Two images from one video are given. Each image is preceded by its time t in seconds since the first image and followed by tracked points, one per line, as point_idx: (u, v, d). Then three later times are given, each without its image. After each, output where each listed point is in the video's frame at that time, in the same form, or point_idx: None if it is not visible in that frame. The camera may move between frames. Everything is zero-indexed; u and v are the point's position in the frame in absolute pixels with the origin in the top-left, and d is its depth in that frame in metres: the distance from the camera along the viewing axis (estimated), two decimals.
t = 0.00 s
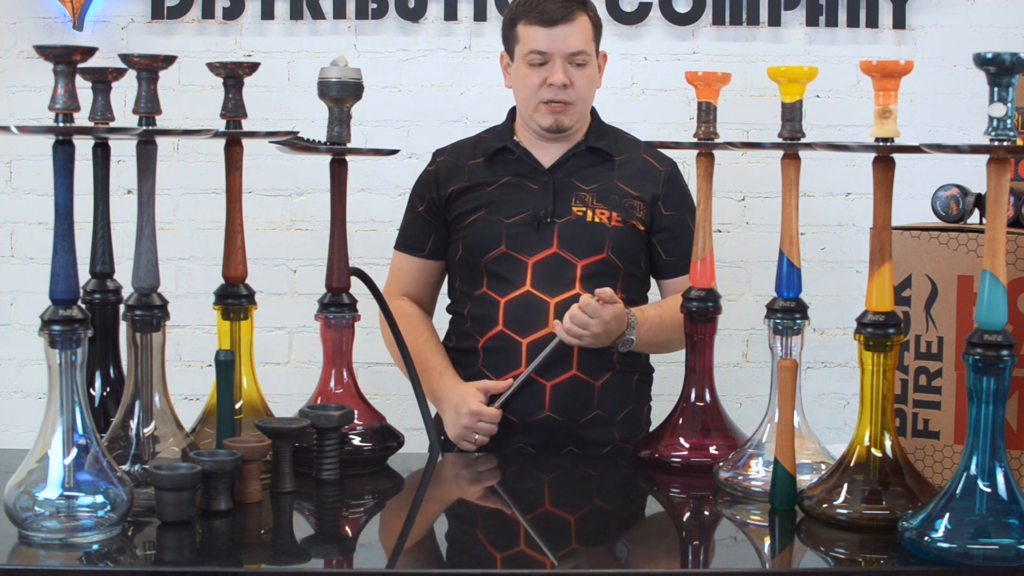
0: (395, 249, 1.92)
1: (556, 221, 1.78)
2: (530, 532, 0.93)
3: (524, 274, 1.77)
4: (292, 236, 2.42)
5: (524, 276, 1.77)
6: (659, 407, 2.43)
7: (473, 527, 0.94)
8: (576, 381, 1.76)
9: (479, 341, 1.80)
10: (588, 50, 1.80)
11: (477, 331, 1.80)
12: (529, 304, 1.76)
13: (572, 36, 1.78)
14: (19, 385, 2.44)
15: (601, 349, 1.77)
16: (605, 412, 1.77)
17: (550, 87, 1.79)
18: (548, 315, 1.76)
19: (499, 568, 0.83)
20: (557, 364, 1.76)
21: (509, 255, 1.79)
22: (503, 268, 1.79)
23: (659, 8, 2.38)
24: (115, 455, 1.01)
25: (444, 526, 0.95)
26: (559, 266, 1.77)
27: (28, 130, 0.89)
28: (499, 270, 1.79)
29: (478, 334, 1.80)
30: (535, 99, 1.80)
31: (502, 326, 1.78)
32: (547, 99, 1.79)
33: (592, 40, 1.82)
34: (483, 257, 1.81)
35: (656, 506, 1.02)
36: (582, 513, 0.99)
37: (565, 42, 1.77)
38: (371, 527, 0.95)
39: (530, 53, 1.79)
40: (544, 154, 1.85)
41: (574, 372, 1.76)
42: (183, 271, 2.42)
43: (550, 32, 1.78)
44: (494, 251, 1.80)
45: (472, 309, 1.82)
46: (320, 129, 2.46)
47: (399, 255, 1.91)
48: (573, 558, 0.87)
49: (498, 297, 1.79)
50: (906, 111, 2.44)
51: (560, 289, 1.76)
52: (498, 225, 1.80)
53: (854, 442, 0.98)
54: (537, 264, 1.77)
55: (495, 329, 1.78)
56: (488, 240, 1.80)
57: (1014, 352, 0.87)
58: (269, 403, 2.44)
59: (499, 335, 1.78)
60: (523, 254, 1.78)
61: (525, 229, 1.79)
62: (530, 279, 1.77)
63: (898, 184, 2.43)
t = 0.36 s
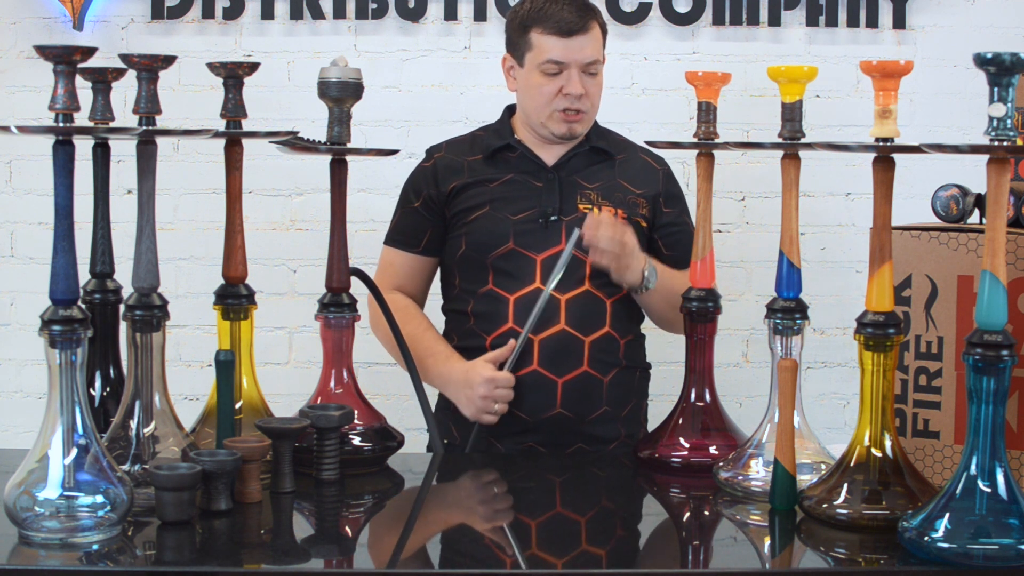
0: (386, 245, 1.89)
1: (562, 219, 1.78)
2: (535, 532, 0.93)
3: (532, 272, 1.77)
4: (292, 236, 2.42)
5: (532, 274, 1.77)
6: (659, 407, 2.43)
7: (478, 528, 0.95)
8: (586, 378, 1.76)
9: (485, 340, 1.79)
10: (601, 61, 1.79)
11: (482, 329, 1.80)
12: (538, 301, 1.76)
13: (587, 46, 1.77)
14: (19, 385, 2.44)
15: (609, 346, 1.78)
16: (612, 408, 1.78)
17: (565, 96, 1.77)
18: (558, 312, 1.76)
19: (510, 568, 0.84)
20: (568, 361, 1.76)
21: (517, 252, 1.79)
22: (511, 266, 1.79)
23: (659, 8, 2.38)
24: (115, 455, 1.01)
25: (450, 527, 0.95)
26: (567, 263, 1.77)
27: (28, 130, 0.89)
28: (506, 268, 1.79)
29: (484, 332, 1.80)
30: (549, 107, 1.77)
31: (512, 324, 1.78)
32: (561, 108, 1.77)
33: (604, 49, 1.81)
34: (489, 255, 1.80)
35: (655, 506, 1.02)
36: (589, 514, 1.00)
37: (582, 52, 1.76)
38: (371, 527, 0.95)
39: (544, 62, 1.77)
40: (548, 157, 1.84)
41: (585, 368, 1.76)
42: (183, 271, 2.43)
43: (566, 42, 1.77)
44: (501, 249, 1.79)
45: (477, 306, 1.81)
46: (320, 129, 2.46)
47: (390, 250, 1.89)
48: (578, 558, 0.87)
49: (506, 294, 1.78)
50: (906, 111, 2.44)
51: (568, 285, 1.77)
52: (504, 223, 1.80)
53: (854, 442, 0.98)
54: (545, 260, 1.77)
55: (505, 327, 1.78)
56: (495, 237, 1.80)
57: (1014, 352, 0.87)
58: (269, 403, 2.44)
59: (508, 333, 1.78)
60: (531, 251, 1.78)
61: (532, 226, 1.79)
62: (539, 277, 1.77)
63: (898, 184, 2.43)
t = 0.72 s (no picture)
0: (386, 243, 1.88)
1: (565, 220, 1.79)
2: (536, 532, 0.93)
3: (534, 273, 1.77)
4: (292, 236, 2.42)
5: (534, 275, 1.77)
6: (659, 407, 2.43)
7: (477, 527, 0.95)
8: (585, 380, 1.76)
9: (485, 340, 1.80)
10: (572, 43, 1.79)
11: (482, 330, 1.80)
12: (539, 302, 1.76)
13: (553, 31, 1.77)
14: (19, 385, 2.44)
15: (608, 348, 1.78)
16: (610, 409, 1.78)
17: (537, 84, 1.79)
18: (559, 313, 1.76)
19: (508, 568, 0.84)
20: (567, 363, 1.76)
21: (518, 253, 1.79)
22: (512, 266, 1.79)
23: (659, 8, 2.38)
24: (115, 455, 1.01)
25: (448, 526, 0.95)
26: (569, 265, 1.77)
27: (28, 130, 0.89)
28: (508, 268, 1.79)
29: (485, 333, 1.80)
30: (525, 97, 1.80)
31: (511, 325, 1.78)
32: (535, 96, 1.79)
33: (577, 33, 1.81)
34: (491, 255, 1.80)
35: (655, 506, 1.02)
36: (588, 513, 0.99)
37: (547, 38, 1.77)
38: (371, 527, 0.95)
39: (514, 52, 1.79)
40: (547, 153, 1.84)
41: (583, 371, 1.76)
42: (183, 271, 2.43)
43: (532, 30, 1.78)
44: (502, 249, 1.79)
45: (477, 306, 1.81)
46: (320, 129, 2.46)
47: (392, 248, 1.88)
48: (578, 557, 0.87)
49: (507, 295, 1.78)
50: (906, 111, 2.44)
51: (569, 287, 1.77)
52: (506, 223, 1.79)
53: (854, 442, 0.98)
54: (547, 262, 1.77)
55: (505, 328, 1.78)
56: (496, 238, 1.80)
57: (1014, 352, 0.87)
58: (269, 403, 2.44)
59: (508, 333, 1.78)
60: (533, 252, 1.78)
61: (534, 227, 1.79)
62: (541, 278, 1.77)
63: (898, 184, 2.43)
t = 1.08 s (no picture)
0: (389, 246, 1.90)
1: (556, 220, 1.78)
2: (534, 532, 0.93)
3: (524, 273, 1.77)
4: (292, 236, 2.42)
5: (524, 275, 1.77)
6: (659, 407, 2.43)
7: (477, 527, 0.95)
8: (575, 380, 1.76)
9: (477, 340, 1.80)
10: (572, 45, 1.79)
11: (476, 330, 1.80)
12: (530, 302, 1.76)
13: (553, 32, 1.77)
14: (19, 385, 2.44)
15: (600, 349, 1.78)
16: (604, 410, 1.78)
17: (535, 84, 1.79)
18: (550, 313, 1.76)
19: (500, 568, 0.84)
20: (556, 363, 1.76)
21: (510, 253, 1.79)
22: (503, 267, 1.79)
23: (659, 9, 2.38)
24: (115, 455, 1.01)
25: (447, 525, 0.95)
26: (560, 265, 1.77)
27: (28, 130, 0.89)
28: (499, 268, 1.79)
29: (478, 333, 1.80)
30: (523, 97, 1.80)
31: (501, 325, 1.78)
32: (532, 97, 1.79)
33: (577, 34, 1.81)
34: (483, 255, 1.80)
35: (655, 507, 1.02)
36: (583, 513, 0.99)
37: (547, 39, 1.77)
38: (371, 527, 0.95)
39: (514, 52, 1.79)
40: (545, 154, 1.85)
41: (573, 371, 1.76)
42: (183, 271, 2.43)
43: (532, 31, 1.77)
44: (494, 250, 1.80)
45: (471, 306, 1.81)
46: (320, 129, 2.46)
47: (395, 252, 1.89)
48: (575, 557, 0.87)
49: (498, 295, 1.78)
50: (906, 111, 2.44)
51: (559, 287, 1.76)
52: (498, 224, 1.80)
53: (854, 442, 0.98)
54: (538, 262, 1.77)
55: (495, 328, 1.78)
56: (489, 238, 1.80)
57: (1014, 352, 0.87)
58: (269, 403, 2.44)
59: (498, 333, 1.78)
60: (523, 252, 1.78)
61: (525, 227, 1.79)
62: (531, 278, 1.77)
63: (898, 184, 2.43)
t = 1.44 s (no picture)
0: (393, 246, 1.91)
1: (555, 221, 1.78)
2: (532, 532, 0.93)
3: (522, 274, 1.77)
4: (292, 236, 2.42)
5: (521, 276, 1.77)
6: (659, 407, 2.43)
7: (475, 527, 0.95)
8: (572, 381, 1.76)
9: (475, 340, 1.80)
10: (568, 49, 1.79)
11: (474, 330, 1.80)
12: (527, 302, 1.76)
13: (548, 36, 1.78)
14: (19, 385, 2.44)
15: (598, 350, 1.78)
16: (603, 411, 1.77)
17: (529, 88, 1.79)
18: (546, 314, 1.75)
19: (497, 568, 0.84)
20: (553, 364, 1.76)
21: (507, 254, 1.79)
22: (501, 267, 1.79)
23: (659, 8, 2.38)
24: (115, 455, 1.01)
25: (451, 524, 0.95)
26: (557, 266, 1.77)
27: (28, 130, 0.89)
28: (497, 269, 1.79)
29: (476, 333, 1.80)
30: (517, 99, 1.81)
31: (498, 325, 1.77)
32: (526, 100, 1.80)
33: (574, 38, 1.81)
34: (482, 256, 1.81)
35: (655, 507, 1.02)
36: (580, 514, 0.99)
37: (541, 43, 1.77)
38: (371, 527, 0.95)
39: (509, 55, 1.80)
40: (543, 155, 1.85)
41: (570, 371, 1.76)
42: (183, 271, 2.43)
43: (527, 34, 1.78)
44: (492, 250, 1.80)
45: (469, 307, 1.81)
46: (320, 129, 2.46)
47: (400, 253, 1.91)
48: (573, 557, 0.87)
49: (496, 295, 1.78)
50: (906, 111, 2.44)
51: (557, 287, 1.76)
52: (497, 224, 1.80)
53: (854, 442, 0.98)
54: (535, 263, 1.77)
55: (492, 328, 1.78)
56: (487, 239, 1.80)
57: (1014, 352, 0.87)
58: (269, 403, 2.44)
59: (495, 334, 1.78)
60: (521, 253, 1.78)
61: (524, 228, 1.79)
62: (528, 278, 1.77)
63: (898, 184, 2.43)
